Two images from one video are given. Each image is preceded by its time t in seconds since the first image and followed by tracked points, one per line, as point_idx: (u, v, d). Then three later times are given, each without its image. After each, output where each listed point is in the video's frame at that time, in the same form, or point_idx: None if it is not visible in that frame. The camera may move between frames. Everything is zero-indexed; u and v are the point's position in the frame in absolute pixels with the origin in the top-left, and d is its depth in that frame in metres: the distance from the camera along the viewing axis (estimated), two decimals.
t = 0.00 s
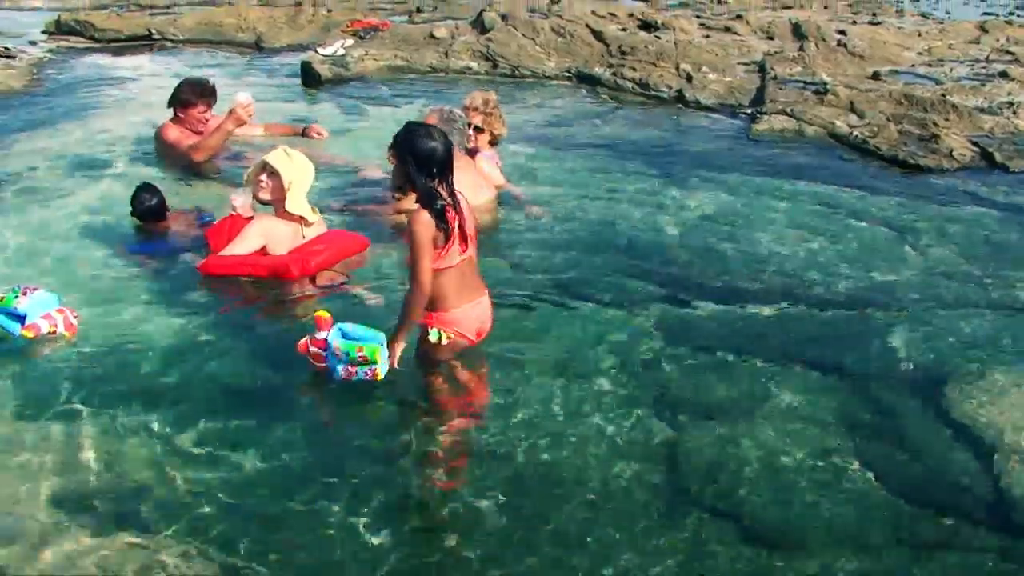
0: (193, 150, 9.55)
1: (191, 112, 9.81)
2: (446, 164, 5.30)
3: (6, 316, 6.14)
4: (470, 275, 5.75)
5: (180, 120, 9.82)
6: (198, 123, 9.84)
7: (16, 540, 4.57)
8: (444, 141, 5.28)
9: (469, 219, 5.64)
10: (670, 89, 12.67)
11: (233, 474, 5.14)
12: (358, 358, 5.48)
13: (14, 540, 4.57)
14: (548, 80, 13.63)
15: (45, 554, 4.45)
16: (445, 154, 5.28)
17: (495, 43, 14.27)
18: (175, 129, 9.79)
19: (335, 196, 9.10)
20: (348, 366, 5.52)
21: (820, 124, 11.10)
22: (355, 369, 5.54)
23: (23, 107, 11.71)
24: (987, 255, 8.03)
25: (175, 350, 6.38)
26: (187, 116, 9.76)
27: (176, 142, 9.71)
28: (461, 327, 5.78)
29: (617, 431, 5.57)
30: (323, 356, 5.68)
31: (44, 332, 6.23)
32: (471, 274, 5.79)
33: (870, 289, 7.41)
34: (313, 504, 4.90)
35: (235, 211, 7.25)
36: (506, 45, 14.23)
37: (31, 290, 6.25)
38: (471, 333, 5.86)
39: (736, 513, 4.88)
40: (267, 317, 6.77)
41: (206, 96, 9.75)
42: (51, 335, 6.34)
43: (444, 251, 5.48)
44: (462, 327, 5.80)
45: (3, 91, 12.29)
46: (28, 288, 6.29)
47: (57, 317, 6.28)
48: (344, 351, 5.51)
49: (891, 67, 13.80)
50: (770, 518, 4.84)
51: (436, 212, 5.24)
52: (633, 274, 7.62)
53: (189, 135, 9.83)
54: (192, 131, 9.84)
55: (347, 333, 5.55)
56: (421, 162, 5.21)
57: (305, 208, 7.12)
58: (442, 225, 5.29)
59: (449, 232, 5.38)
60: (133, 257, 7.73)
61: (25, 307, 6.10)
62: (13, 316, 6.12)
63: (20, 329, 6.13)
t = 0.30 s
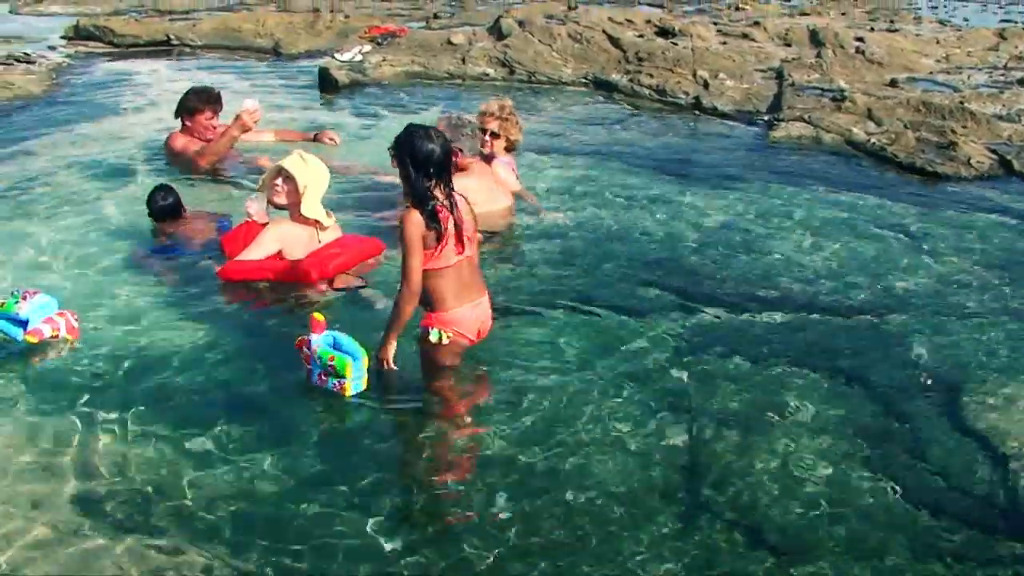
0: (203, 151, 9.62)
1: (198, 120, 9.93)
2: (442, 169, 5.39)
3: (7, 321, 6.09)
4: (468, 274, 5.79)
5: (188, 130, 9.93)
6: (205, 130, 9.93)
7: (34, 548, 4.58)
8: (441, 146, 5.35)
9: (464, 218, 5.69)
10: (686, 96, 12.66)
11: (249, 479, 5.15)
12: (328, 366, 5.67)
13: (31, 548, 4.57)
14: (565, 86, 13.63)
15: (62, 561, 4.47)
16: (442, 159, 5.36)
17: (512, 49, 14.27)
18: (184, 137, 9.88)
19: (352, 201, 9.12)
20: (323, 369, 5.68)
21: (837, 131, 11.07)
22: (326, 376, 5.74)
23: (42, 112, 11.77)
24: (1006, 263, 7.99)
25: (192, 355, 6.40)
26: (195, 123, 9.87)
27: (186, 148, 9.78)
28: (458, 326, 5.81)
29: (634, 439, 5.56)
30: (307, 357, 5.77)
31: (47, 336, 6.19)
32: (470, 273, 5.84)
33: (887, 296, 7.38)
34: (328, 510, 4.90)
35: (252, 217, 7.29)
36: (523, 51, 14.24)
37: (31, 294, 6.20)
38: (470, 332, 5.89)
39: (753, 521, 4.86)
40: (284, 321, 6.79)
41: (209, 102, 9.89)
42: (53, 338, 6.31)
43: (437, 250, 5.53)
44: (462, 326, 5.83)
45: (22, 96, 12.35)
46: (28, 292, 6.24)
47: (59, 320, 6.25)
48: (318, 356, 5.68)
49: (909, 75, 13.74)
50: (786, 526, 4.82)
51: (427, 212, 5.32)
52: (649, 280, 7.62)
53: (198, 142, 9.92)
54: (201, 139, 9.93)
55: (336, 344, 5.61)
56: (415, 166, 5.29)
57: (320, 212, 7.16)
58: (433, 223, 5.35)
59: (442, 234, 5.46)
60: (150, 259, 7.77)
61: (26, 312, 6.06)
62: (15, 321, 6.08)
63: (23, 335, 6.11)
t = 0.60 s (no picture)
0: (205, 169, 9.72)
1: (204, 128, 9.89)
2: (437, 178, 5.41)
3: (9, 325, 6.13)
4: (454, 279, 5.65)
5: (197, 138, 9.97)
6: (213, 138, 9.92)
7: (50, 557, 4.58)
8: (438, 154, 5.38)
9: (455, 224, 5.57)
10: (704, 106, 12.66)
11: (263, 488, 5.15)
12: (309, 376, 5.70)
13: (47, 557, 4.57)
14: (581, 95, 13.64)
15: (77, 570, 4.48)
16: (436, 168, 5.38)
17: (529, 58, 14.29)
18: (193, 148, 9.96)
19: (368, 209, 9.13)
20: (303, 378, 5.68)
21: (855, 142, 11.04)
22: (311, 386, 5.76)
23: (61, 119, 11.82)
24: None
25: (208, 363, 6.41)
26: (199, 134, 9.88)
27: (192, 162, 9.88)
28: (441, 328, 5.63)
29: (650, 452, 5.53)
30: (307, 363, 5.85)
31: (49, 338, 6.24)
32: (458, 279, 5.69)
33: (905, 309, 7.35)
34: (342, 520, 4.90)
35: (268, 225, 7.25)
36: (540, 60, 14.26)
37: (30, 298, 6.25)
38: (453, 338, 5.71)
39: (769, 535, 4.84)
40: (299, 329, 6.79)
41: (210, 110, 9.77)
42: (55, 341, 6.34)
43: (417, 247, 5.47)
44: (445, 328, 5.65)
45: (41, 103, 12.41)
46: (27, 297, 6.30)
47: (60, 323, 6.29)
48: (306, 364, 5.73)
49: (927, 86, 13.69)
50: (803, 541, 4.79)
51: (406, 211, 5.40)
52: (666, 291, 7.60)
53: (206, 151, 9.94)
54: (210, 146, 9.95)
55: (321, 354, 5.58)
56: (404, 166, 5.35)
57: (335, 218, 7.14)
58: (407, 223, 5.40)
59: (422, 235, 5.44)
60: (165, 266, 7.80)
61: (28, 315, 6.12)
62: (17, 325, 6.13)
63: (26, 338, 6.16)
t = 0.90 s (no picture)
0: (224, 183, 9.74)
1: (212, 141, 9.79)
2: (414, 186, 5.78)
3: (13, 334, 6.21)
4: (434, 280, 5.95)
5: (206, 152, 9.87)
6: (221, 151, 9.82)
7: (66, 564, 4.61)
8: (413, 164, 5.75)
9: (432, 228, 5.91)
10: (721, 119, 12.66)
11: (279, 497, 5.16)
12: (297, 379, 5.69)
13: (63, 564, 4.60)
14: (599, 108, 13.65)
15: None
16: (412, 176, 5.74)
17: (546, 71, 14.32)
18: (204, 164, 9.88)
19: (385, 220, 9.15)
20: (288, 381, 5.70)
21: (873, 156, 11.01)
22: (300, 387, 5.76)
23: (80, 128, 11.90)
24: None
25: (225, 371, 6.43)
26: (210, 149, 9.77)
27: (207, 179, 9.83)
28: (421, 327, 5.91)
29: (665, 464, 5.53)
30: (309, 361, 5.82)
31: (55, 347, 6.32)
32: (440, 282, 5.98)
33: (922, 324, 7.32)
34: (358, 530, 4.91)
35: (285, 237, 7.30)
36: (558, 72, 14.28)
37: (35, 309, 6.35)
38: (436, 337, 5.98)
39: (785, 549, 4.83)
40: (315, 337, 6.80)
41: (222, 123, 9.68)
42: (59, 351, 6.41)
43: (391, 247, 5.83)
44: (426, 328, 5.92)
45: (61, 112, 12.50)
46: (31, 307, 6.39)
47: (64, 332, 6.38)
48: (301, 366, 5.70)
49: (945, 100, 13.65)
50: (820, 555, 4.78)
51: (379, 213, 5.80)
52: (682, 304, 7.60)
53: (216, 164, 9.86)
54: (221, 159, 9.86)
55: (304, 367, 5.55)
56: (379, 173, 5.74)
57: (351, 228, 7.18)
58: (381, 224, 5.79)
59: (397, 238, 5.80)
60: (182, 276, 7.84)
61: (33, 324, 6.21)
62: (21, 334, 6.20)
63: (32, 346, 6.25)
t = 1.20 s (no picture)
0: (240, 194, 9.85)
1: (224, 156, 9.91)
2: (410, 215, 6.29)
3: (23, 342, 6.35)
4: (434, 296, 6.25)
5: (218, 170, 10.02)
6: (234, 164, 9.94)
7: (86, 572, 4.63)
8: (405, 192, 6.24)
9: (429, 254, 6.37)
10: (741, 135, 12.65)
11: (297, 510, 5.18)
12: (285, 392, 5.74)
13: (82, 571, 4.64)
14: (619, 123, 13.66)
15: None
16: (404, 204, 6.22)
17: (566, 85, 14.34)
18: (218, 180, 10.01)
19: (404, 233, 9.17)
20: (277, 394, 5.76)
21: (893, 173, 10.99)
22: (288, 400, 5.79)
23: (103, 140, 11.98)
24: None
25: (245, 383, 6.45)
26: (222, 162, 9.90)
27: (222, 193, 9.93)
28: (423, 338, 6.10)
29: (684, 479, 5.52)
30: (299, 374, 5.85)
31: (64, 354, 6.42)
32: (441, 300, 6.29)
33: (943, 342, 7.29)
34: (376, 542, 4.92)
35: (303, 248, 7.46)
36: (578, 87, 14.31)
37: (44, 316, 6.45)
38: (438, 351, 6.16)
39: (803, 565, 4.81)
40: (335, 348, 6.82)
41: (231, 137, 9.87)
42: (69, 358, 6.52)
43: (390, 267, 6.31)
44: (428, 339, 6.11)
45: (84, 123, 12.59)
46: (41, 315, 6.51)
47: (73, 339, 6.46)
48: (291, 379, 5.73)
49: (967, 117, 13.60)
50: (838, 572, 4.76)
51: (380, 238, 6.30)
52: (702, 319, 7.59)
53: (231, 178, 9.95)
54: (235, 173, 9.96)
55: (295, 380, 5.64)
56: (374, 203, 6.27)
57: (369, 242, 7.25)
58: (380, 246, 6.28)
59: (395, 259, 6.27)
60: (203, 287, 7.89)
61: (41, 331, 6.33)
62: (30, 341, 6.34)
63: (41, 354, 6.37)
